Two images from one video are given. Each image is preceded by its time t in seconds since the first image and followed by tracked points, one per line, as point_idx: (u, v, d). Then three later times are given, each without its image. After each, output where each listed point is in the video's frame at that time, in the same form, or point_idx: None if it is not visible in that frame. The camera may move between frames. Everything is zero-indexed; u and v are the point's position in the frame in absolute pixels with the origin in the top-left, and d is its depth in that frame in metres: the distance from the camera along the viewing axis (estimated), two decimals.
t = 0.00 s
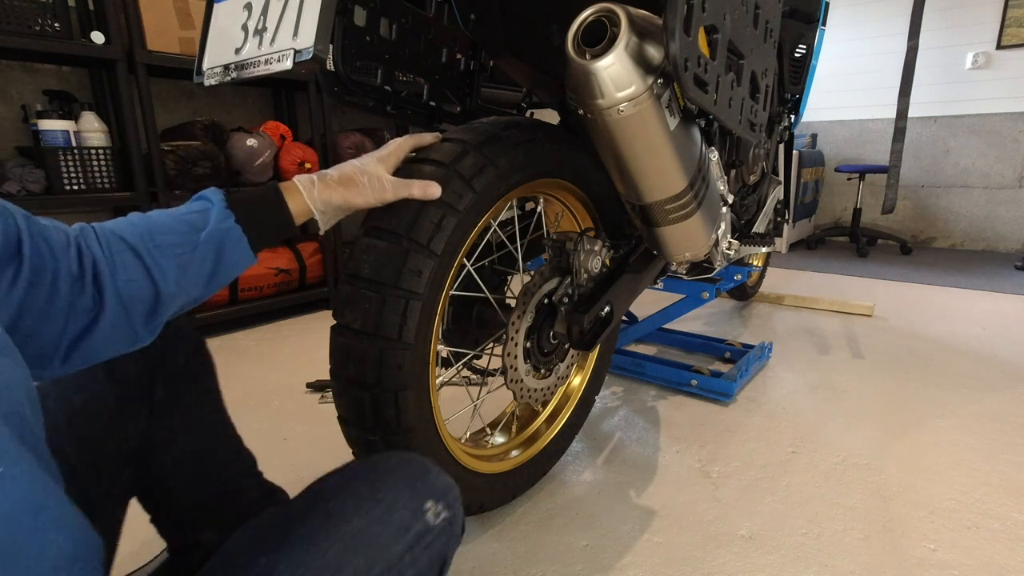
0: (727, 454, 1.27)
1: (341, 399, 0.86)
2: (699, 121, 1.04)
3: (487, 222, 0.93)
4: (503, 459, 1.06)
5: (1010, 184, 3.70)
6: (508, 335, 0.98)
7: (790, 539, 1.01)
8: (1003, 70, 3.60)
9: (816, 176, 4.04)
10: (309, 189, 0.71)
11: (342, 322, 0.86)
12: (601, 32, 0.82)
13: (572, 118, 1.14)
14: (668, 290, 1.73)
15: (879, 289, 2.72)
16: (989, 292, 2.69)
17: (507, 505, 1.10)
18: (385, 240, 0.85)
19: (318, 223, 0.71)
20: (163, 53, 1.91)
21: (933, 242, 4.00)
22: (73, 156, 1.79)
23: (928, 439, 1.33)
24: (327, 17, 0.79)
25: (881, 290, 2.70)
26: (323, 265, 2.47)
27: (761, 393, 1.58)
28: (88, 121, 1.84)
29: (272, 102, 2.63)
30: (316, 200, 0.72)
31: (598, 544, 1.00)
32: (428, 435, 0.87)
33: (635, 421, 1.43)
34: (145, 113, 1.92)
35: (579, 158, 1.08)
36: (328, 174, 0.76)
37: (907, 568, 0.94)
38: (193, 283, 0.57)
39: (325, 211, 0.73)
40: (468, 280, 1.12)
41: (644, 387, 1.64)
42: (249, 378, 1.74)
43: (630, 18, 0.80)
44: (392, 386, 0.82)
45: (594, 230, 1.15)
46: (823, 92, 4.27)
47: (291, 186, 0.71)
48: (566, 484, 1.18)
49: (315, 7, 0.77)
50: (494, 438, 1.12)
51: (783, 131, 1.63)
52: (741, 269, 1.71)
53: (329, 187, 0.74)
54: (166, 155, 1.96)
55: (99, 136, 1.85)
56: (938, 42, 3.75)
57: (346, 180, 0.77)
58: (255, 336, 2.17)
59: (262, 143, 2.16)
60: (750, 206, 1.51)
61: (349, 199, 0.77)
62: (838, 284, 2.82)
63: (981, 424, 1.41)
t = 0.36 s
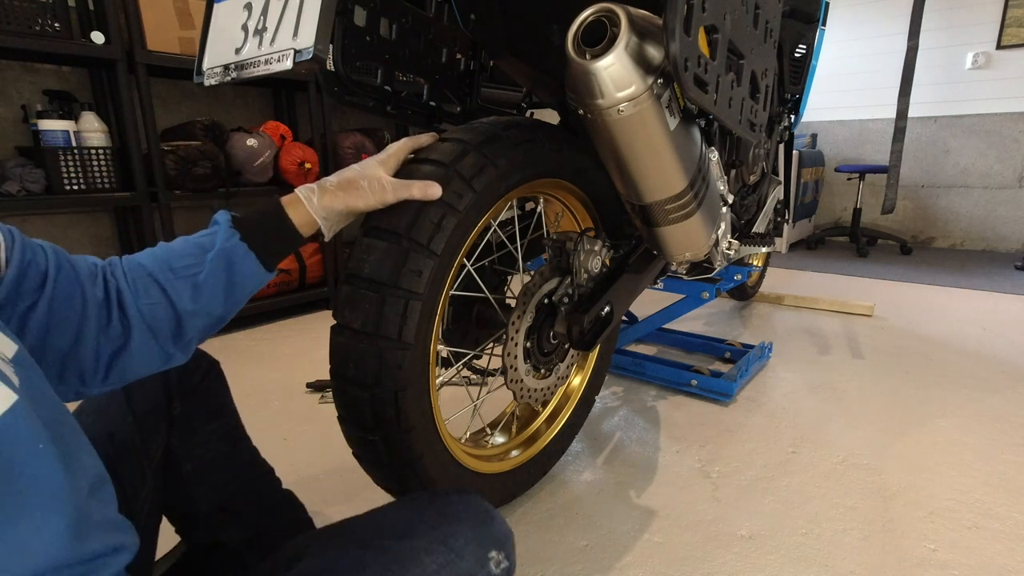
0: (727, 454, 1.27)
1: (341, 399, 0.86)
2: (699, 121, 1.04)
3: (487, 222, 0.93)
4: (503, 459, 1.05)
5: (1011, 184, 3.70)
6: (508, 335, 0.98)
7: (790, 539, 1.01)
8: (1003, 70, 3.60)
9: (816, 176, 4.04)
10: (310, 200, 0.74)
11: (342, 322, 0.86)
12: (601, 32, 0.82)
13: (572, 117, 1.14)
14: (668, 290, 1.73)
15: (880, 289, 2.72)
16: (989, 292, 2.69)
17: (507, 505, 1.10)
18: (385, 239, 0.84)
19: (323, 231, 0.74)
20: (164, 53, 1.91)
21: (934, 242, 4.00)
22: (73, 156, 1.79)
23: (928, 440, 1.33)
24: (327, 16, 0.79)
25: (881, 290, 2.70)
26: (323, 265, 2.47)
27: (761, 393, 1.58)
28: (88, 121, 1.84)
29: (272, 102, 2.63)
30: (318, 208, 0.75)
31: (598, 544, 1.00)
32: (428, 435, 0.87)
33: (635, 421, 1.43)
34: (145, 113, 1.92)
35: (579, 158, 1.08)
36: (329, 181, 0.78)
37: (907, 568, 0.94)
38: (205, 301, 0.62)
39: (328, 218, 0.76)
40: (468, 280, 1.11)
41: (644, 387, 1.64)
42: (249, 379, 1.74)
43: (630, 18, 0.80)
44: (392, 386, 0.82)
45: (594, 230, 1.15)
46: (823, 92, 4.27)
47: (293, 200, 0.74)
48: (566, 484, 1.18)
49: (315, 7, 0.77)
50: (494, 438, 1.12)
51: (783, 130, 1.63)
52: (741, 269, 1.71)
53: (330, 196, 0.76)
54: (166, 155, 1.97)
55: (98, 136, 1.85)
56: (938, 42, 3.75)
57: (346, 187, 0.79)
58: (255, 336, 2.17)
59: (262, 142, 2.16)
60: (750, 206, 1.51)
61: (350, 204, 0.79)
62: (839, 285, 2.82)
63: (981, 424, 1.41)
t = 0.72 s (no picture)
0: (727, 454, 1.27)
1: (341, 399, 0.86)
2: (699, 121, 1.04)
3: (487, 222, 0.93)
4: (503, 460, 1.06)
5: (1010, 184, 3.70)
6: (508, 335, 0.98)
7: (790, 539, 1.01)
8: (1003, 70, 3.60)
9: (816, 176, 4.04)
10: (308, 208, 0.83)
11: (342, 323, 0.86)
12: (601, 32, 0.82)
13: (572, 118, 1.14)
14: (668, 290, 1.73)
15: (880, 289, 2.72)
16: (989, 292, 2.69)
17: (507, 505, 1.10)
18: (385, 240, 0.85)
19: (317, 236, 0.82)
20: (164, 53, 1.91)
21: (933, 242, 4.00)
22: (73, 156, 1.79)
23: (928, 440, 1.33)
24: (327, 16, 0.79)
25: (881, 290, 2.70)
26: (323, 265, 2.47)
27: (761, 392, 1.58)
28: (88, 122, 1.84)
29: (272, 102, 2.63)
30: (315, 214, 0.84)
31: (598, 544, 1.00)
32: (428, 435, 0.87)
33: (635, 421, 1.43)
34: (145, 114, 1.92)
35: (579, 158, 1.08)
36: (330, 185, 0.86)
37: (907, 568, 0.94)
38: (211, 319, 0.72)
39: (325, 221, 0.83)
40: (468, 280, 1.11)
41: (644, 387, 1.64)
42: (249, 379, 1.74)
43: (630, 18, 0.80)
44: (392, 386, 0.82)
45: (594, 230, 1.15)
46: (823, 92, 4.27)
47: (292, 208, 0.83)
48: (566, 483, 1.18)
49: (316, 6, 0.77)
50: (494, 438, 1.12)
51: (783, 130, 1.63)
52: (740, 269, 1.71)
53: (325, 204, 0.83)
54: (166, 155, 1.97)
55: (98, 136, 1.85)
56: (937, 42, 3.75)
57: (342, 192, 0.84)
58: (255, 336, 2.17)
59: (262, 143, 2.16)
60: (750, 206, 1.51)
61: (344, 207, 0.84)
62: (839, 285, 2.82)
63: (981, 424, 1.41)
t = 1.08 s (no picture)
0: (727, 454, 1.27)
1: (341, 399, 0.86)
2: (699, 121, 1.04)
3: (488, 222, 0.93)
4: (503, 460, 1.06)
5: (1010, 184, 3.70)
6: (508, 335, 0.98)
7: (790, 539, 1.01)
8: (1003, 70, 3.60)
9: (816, 175, 4.04)
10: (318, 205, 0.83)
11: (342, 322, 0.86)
12: (601, 32, 0.82)
13: (572, 118, 1.14)
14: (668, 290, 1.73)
15: (880, 289, 2.72)
16: (989, 292, 2.69)
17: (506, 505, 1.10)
18: (386, 240, 0.85)
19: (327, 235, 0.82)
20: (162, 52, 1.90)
21: (933, 242, 4.00)
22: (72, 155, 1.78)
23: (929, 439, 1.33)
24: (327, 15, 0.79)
25: (881, 290, 2.70)
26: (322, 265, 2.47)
27: (761, 393, 1.58)
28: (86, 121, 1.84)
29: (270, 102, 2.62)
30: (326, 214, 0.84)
31: (597, 544, 1.00)
32: (428, 435, 0.87)
33: (635, 421, 1.43)
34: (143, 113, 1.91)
35: (579, 158, 1.07)
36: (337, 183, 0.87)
37: (907, 568, 0.94)
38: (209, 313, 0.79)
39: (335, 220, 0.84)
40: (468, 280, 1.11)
41: (644, 387, 1.64)
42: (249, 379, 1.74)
43: (630, 18, 0.80)
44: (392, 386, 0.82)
45: (594, 230, 1.15)
46: (823, 92, 4.27)
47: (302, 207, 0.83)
48: (566, 483, 1.18)
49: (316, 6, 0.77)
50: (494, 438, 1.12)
51: (783, 130, 1.63)
52: (740, 269, 1.71)
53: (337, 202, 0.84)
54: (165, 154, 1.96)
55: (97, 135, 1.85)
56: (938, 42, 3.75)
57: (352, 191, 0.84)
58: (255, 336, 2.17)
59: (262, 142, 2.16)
60: (750, 205, 1.51)
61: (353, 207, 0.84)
62: (839, 284, 2.82)
63: (981, 424, 1.41)
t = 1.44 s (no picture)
0: (727, 454, 1.27)
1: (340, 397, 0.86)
2: (699, 121, 1.04)
3: (488, 221, 0.92)
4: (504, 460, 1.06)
5: (1011, 184, 3.71)
6: (508, 335, 0.98)
7: (791, 539, 1.01)
8: (1004, 70, 3.60)
9: (816, 175, 4.04)
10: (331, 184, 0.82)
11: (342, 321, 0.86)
12: (601, 32, 0.82)
13: (572, 118, 1.13)
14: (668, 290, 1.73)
15: (879, 289, 2.72)
16: (989, 292, 2.69)
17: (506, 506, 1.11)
18: (386, 239, 0.85)
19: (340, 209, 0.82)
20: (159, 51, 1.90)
21: (933, 242, 4.00)
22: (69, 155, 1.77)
23: (929, 439, 1.33)
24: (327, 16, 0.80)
25: (881, 290, 2.70)
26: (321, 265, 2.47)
27: (761, 392, 1.58)
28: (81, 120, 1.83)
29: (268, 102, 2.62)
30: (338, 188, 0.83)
31: (598, 544, 1.00)
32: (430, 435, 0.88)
33: (635, 421, 1.43)
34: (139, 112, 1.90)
35: (578, 159, 1.07)
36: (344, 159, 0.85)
37: (907, 568, 0.94)
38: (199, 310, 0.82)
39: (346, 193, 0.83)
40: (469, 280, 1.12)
41: (644, 387, 1.64)
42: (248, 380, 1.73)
43: (630, 18, 0.80)
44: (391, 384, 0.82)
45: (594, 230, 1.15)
46: (823, 92, 4.26)
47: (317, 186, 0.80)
48: (566, 483, 1.18)
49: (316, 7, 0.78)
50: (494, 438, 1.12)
51: (783, 130, 1.63)
52: (740, 269, 1.71)
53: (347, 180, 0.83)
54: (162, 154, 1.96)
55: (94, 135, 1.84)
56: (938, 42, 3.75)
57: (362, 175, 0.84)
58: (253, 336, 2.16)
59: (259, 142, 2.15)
60: (750, 205, 1.51)
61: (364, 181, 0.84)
62: (839, 285, 2.82)
63: (981, 424, 1.41)
